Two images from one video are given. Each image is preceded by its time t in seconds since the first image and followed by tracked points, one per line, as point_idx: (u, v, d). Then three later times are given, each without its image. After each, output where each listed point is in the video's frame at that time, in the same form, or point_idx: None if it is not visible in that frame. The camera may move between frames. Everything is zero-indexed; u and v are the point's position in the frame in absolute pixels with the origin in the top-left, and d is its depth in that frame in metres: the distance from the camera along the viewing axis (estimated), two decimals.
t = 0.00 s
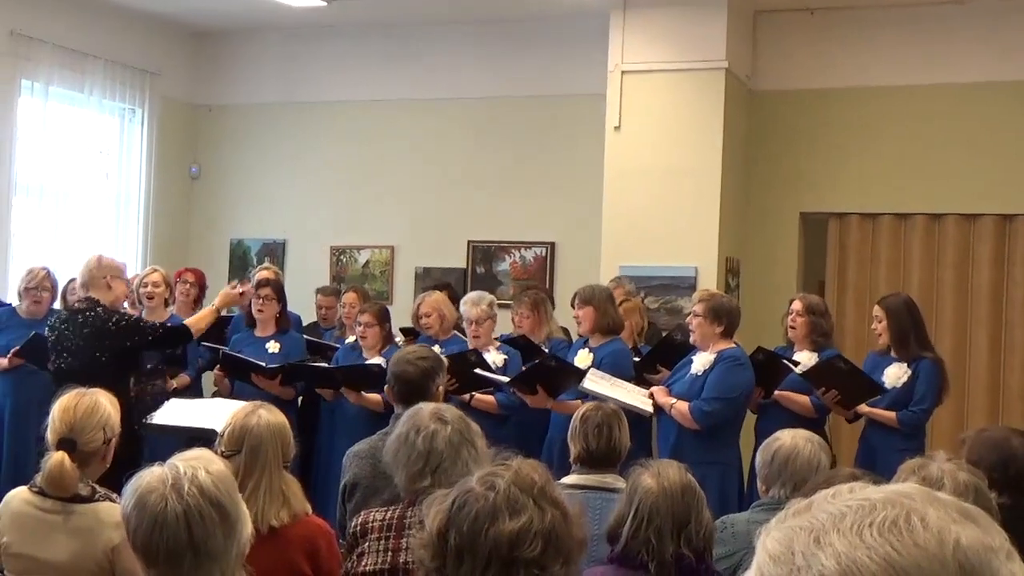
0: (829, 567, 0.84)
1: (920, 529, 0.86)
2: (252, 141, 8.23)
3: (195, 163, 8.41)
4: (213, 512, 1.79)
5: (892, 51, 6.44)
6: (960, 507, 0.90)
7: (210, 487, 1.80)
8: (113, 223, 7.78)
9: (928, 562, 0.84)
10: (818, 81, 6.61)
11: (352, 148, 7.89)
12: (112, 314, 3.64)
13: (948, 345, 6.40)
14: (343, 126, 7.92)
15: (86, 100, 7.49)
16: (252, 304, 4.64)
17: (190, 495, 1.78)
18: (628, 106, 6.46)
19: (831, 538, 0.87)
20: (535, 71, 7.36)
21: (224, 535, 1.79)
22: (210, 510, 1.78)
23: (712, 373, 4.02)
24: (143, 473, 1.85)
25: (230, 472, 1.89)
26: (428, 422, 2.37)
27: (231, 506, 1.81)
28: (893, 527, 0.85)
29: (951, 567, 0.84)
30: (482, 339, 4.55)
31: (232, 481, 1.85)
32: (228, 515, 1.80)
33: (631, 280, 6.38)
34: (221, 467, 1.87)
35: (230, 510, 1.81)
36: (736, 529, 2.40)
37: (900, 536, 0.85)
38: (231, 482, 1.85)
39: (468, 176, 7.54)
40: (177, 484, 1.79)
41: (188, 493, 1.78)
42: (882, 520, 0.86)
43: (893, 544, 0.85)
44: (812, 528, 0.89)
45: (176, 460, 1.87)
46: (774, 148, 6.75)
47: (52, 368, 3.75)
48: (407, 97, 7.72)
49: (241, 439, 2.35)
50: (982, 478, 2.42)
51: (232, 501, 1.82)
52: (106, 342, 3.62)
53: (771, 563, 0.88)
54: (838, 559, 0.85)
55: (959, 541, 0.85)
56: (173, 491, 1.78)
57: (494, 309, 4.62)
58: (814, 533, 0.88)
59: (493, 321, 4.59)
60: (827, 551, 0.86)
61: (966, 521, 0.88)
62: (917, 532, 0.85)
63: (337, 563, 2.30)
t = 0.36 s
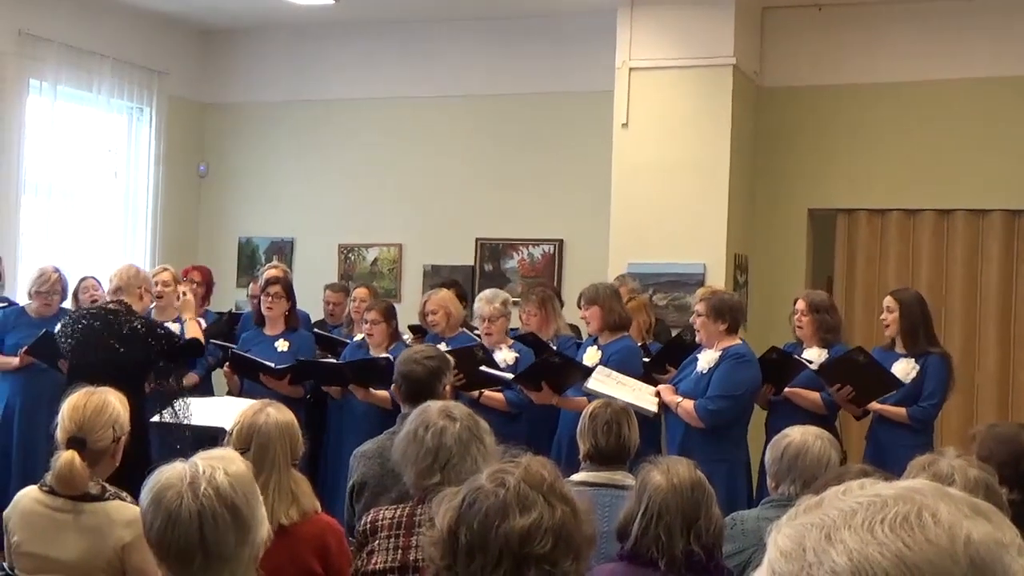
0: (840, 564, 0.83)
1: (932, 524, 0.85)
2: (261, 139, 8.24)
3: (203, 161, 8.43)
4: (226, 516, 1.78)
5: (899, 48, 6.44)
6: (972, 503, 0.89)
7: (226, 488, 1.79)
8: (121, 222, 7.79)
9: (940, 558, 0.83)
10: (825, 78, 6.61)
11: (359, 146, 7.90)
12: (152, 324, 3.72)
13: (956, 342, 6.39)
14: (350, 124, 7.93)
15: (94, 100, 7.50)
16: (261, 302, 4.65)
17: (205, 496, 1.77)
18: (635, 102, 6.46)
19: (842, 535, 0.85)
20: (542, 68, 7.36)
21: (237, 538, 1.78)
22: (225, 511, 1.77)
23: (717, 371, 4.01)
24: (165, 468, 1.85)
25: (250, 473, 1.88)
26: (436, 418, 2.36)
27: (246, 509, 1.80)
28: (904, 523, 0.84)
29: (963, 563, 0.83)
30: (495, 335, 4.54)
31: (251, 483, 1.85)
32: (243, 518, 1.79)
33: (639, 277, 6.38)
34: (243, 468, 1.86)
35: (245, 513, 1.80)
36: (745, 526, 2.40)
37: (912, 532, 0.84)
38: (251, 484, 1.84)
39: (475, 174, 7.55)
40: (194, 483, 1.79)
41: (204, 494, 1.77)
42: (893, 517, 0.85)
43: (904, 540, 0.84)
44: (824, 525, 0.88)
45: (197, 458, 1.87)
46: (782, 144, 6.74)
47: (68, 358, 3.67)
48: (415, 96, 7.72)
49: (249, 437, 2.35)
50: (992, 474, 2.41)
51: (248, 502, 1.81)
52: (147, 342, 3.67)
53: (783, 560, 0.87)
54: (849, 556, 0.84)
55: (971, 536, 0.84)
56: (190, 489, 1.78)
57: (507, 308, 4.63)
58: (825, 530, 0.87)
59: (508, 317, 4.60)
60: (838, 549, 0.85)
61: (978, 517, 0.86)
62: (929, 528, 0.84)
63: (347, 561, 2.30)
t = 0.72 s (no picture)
0: (849, 559, 0.83)
1: (940, 520, 0.84)
2: (266, 137, 8.25)
3: (210, 159, 8.43)
4: (235, 517, 1.77)
5: (905, 44, 6.43)
6: (979, 499, 0.89)
7: (236, 488, 1.79)
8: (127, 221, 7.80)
9: (946, 553, 0.83)
10: (830, 74, 6.60)
11: (364, 144, 7.91)
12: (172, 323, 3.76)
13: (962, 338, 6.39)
14: (357, 122, 7.93)
15: (100, 98, 7.50)
16: (268, 300, 4.66)
17: (215, 496, 1.77)
18: (641, 99, 6.45)
19: (849, 530, 0.85)
20: (547, 65, 7.36)
21: (246, 537, 1.78)
22: (234, 512, 1.77)
23: (719, 368, 4.01)
24: (178, 466, 1.86)
25: (262, 473, 1.88)
26: (442, 416, 2.37)
27: (256, 509, 1.80)
28: (910, 518, 0.84)
29: (971, 558, 0.83)
30: (503, 329, 4.52)
31: (261, 482, 1.84)
32: (252, 518, 1.79)
33: (645, 274, 6.38)
34: (255, 468, 1.85)
35: (255, 513, 1.79)
36: (752, 522, 2.40)
37: (919, 527, 0.83)
38: (261, 484, 1.83)
39: (480, 171, 7.55)
40: (204, 483, 1.79)
41: (214, 494, 1.77)
42: (900, 511, 0.85)
43: (911, 535, 0.83)
44: (830, 520, 0.87)
45: (209, 457, 1.87)
46: (788, 140, 6.73)
47: (81, 355, 3.64)
48: (420, 93, 7.72)
49: (256, 435, 2.35)
50: (999, 470, 2.41)
51: (258, 502, 1.81)
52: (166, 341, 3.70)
53: (791, 555, 0.87)
54: (856, 551, 0.83)
55: (978, 531, 0.84)
56: (200, 489, 1.78)
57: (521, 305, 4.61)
58: (832, 525, 0.87)
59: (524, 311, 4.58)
60: (847, 544, 0.85)
61: (985, 512, 0.86)
62: (936, 523, 0.84)
63: (355, 559, 2.30)
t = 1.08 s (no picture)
0: (862, 552, 0.82)
1: (954, 512, 0.83)
2: (276, 132, 8.26)
3: (220, 155, 8.45)
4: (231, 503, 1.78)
5: (915, 41, 6.42)
6: (996, 493, 0.88)
7: (231, 477, 1.80)
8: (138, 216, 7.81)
9: (962, 545, 0.82)
10: (839, 70, 6.59)
11: (374, 139, 7.91)
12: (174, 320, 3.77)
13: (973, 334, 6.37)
14: (366, 119, 7.94)
15: (110, 94, 7.51)
16: (279, 296, 4.66)
17: (210, 485, 1.78)
18: (650, 94, 6.45)
19: (862, 523, 0.84)
20: (557, 61, 7.35)
21: (245, 523, 1.79)
22: (231, 499, 1.78)
23: (728, 362, 4.00)
24: (164, 464, 1.85)
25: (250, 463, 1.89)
26: (455, 412, 2.37)
27: (252, 495, 1.81)
28: (924, 511, 0.83)
29: (986, 550, 0.82)
30: (516, 319, 4.48)
31: (252, 471, 1.85)
32: (249, 504, 1.80)
33: (655, 270, 6.38)
34: (241, 455, 1.87)
35: (252, 499, 1.80)
36: (763, 518, 2.40)
37: (933, 520, 0.83)
38: (251, 470, 1.85)
39: (489, 168, 7.55)
40: (197, 475, 1.79)
41: (209, 483, 1.78)
42: (913, 504, 0.84)
43: (926, 528, 0.82)
44: (844, 513, 0.86)
45: (196, 451, 1.87)
46: (798, 135, 6.72)
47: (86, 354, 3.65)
48: (430, 90, 7.73)
49: (266, 431, 2.35)
50: (1012, 464, 2.40)
51: (252, 489, 1.82)
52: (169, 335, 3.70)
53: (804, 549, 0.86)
54: (870, 544, 0.83)
55: (993, 523, 0.83)
56: (194, 481, 1.79)
57: (539, 299, 4.59)
58: (845, 519, 0.86)
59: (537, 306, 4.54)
60: (861, 537, 0.84)
61: (999, 505, 0.85)
62: (950, 516, 0.83)
63: (365, 554, 2.30)
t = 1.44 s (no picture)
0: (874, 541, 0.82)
1: (966, 501, 0.82)
2: (285, 128, 8.27)
3: (229, 150, 8.46)
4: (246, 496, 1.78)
5: (926, 36, 6.41)
6: (1007, 485, 0.87)
7: (247, 470, 1.80)
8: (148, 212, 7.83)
9: (974, 534, 0.81)
10: (849, 64, 6.58)
11: (383, 135, 7.92)
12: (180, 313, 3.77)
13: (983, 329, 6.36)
14: (374, 115, 7.94)
15: (120, 91, 7.52)
16: (289, 292, 4.66)
17: (226, 478, 1.78)
18: (659, 89, 6.44)
19: (875, 514, 0.84)
20: (566, 57, 7.35)
21: (260, 517, 1.79)
22: (247, 491, 1.78)
23: (740, 354, 3.99)
24: (183, 456, 1.86)
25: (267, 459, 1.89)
26: (471, 407, 2.37)
27: (267, 489, 1.81)
28: (936, 501, 0.82)
29: (998, 539, 0.81)
30: (527, 315, 4.49)
31: (269, 466, 1.85)
32: (264, 498, 1.80)
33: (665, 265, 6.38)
34: (259, 449, 1.88)
35: (267, 493, 1.81)
36: (774, 512, 2.40)
37: (945, 510, 0.82)
38: (267, 466, 1.85)
39: (498, 163, 7.55)
40: (214, 467, 1.80)
41: (225, 476, 1.78)
42: (926, 494, 0.83)
43: (938, 517, 0.82)
44: (856, 504, 0.86)
45: (214, 445, 1.88)
46: (808, 131, 6.71)
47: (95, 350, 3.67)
48: (438, 86, 7.73)
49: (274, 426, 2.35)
50: None
51: (267, 483, 1.82)
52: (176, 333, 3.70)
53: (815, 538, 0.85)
54: (883, 533, 0.82)
55: (1004, 515, 0.82)
56: (211, 472, 1.79)
57: (550, 294, 4.58)
58: (858, 509, 0.85)
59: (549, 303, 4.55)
60: (873, 527, 0.83)
61: (1010, 497, 0.84)
62: (961, 506, 0.82)
63: (376, 548, 2.31)
